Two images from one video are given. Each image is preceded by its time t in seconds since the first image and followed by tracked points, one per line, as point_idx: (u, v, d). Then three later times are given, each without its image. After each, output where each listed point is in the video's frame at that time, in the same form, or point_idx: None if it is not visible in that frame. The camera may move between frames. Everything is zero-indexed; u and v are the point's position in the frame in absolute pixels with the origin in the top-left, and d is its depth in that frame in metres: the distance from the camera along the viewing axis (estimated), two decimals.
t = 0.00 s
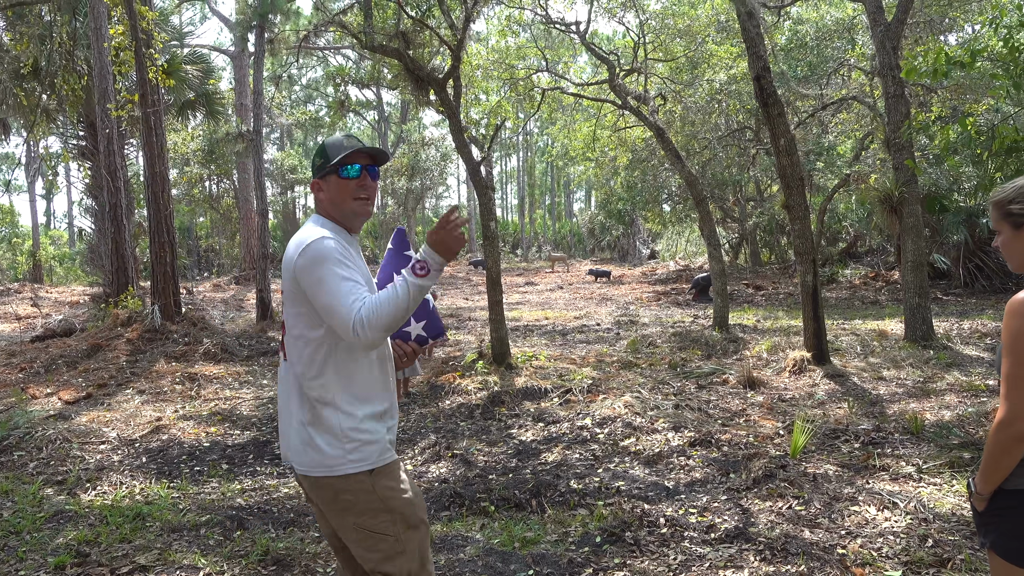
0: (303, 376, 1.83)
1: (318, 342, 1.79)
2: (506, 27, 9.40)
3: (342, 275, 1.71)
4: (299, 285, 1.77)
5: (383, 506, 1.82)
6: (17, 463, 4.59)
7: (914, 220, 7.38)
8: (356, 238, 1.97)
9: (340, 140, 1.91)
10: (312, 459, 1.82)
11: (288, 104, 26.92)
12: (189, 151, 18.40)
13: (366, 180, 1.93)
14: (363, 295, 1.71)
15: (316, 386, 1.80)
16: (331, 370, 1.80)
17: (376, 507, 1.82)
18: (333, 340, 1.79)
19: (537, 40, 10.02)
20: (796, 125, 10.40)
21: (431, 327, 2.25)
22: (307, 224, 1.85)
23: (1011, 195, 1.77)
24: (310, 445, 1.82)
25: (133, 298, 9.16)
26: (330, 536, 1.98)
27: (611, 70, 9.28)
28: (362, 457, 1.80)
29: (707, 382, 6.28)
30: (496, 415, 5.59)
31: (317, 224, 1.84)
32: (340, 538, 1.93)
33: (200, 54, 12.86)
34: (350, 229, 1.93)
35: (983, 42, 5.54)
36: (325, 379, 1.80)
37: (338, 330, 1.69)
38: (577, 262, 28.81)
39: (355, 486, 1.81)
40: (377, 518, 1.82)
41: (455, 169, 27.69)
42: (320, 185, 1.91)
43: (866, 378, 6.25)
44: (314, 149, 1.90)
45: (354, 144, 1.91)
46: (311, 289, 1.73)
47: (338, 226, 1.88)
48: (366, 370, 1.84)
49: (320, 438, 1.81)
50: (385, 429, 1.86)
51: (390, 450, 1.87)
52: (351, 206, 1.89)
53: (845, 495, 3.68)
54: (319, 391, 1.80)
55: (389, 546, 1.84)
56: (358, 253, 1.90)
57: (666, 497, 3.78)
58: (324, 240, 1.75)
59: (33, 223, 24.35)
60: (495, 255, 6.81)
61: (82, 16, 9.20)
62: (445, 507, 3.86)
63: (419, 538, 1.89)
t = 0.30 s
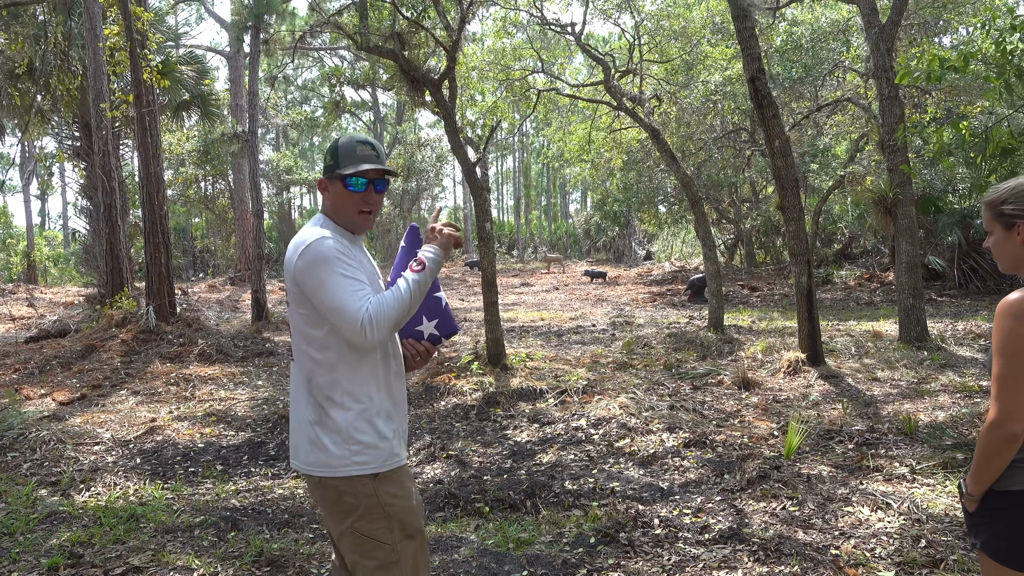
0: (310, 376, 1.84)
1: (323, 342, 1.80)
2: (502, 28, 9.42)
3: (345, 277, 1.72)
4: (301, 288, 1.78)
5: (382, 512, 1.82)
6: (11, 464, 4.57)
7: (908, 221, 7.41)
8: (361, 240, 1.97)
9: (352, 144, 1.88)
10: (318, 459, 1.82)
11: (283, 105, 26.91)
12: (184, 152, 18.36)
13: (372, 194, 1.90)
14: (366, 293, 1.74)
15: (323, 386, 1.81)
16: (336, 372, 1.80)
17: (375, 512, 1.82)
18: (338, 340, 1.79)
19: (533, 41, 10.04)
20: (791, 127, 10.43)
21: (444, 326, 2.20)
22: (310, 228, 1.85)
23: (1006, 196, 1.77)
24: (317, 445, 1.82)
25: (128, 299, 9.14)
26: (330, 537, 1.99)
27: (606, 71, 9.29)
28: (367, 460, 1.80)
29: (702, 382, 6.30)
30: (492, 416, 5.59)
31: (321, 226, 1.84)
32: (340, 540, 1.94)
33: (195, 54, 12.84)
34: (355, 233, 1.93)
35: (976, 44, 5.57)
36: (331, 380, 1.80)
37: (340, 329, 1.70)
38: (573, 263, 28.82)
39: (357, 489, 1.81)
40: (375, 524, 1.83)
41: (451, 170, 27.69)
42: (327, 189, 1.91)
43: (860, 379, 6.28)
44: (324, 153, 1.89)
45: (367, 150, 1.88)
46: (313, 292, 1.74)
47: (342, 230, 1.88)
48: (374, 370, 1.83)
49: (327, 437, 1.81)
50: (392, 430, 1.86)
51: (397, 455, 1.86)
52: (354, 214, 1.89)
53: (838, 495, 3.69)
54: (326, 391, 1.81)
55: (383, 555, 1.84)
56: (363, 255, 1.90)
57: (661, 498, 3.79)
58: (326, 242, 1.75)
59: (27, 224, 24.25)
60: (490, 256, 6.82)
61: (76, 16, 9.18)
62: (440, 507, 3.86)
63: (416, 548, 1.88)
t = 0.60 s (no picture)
0: (323, 380, 1.83)
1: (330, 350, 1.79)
2: (502, 28, 9.41)
3: (345, 290, 1.71)
4: (305, 298, 1.78)
5: (396, 519, 1.80)
6: (13, 465, 4.58)
7: (909, 221, 7.40)
8: (373, 241, 1.95)
9: (354, 146, 1.87)
10: (332, 463, 1.80)
11: (284, 106, 26.93)
12: (185, 153, 18.38)
13: (376, 196, 1.88)
14: (366, 309, 1.72)
15: (335, 392, 1.80)
16: (347, 377, 1.78)
17: (389, 519, 1.80)
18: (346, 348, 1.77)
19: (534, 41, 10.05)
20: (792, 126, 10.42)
21: (463, 323, 2.16)
22: (317, 232, 1.84)
23: (1006, 196, 1.77)
24: (331, 449, 1.80)
25: (129, 299, 9.16)
26: (345, 541, 1.97)
27: (607, 71, 9.29)
28: (382, 466, 1.77)
29: (703, 382, 6.30)
30: (493, 416, 5.59)
31: (327, 231, 1.83)
32: (355, 546, 1.93)
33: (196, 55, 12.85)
34: (365, 235, 1.92)
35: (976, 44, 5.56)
36: (343, 386, 1.79)
37: (341, 343, 1.69)
38: (575, 263, 28.82)
39: (371, 495, 1.79)
40: (389, 531, 1.80)
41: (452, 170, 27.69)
42: (332, 191, 1.90)
43: (862, 379, 6.27)
44: (329, 155, 1.90)
45: (369, 152, 1.88)
46: (314, 304, 1.74)
47: (351, 234, 1.87)
48: (385, 376, 1.80)
49: (340, 441, 1.79)
50: (408, 435, 1.83)
51: (412, 461, 1.83)
52: (359, 218, 1.87)
53: (839, 496, 3.69)
54: (338, 397, 1.80)
55: (397, 562, 1.81)
56: (373, 260, 1.88)
57: (662, 498, 3.79)
58: (328, 252, 1.73)
59: (29, 225, 24.28)
60: (491, 256, 6.82)
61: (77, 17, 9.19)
62: (440, 507, 3.86)
63: (430, 555, 1.86)
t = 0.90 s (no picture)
0: (327, 384, 1.82)
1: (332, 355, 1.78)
2: (502, 28, 9.41)
3: (344, 295, 1.69)
4: (307, 303, 1.78)
5: (398, 526, 1.78)
6: (13, 466, 4.58)
7: (909, 220, 7.40)
8: (376, 242, 1.94)
9: (356, 144, 1.86)
10: (334, 467, 1.79)
11: (284, 106, 26.94)
12: (185, 154, 18.37)
13: (380, 193, 1.88)
14: (366, 315, 1.69)
15: (337, 396, 1.79)
16: (349, 382, 1.76)
17: (390, 526, 1.78)
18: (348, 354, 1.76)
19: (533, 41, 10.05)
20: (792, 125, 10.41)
21: (471, 329, 2.09)
22: (321, 234, 1.85)
23: (1004, 195, 1.77)
24: (334, 453, 1.79)
25: (130, 301, 9.16)
26: (346, 545, 1.96)
27: (606, 71, 9.28)
28: (384, 472, 1.75)
29: (703, 381, 6.30)
30: (493, 416, 5.59)
31: (330, 233, 1.83)
32: (357, 551, 1.91)
33: (196, 55, 12.86)
34: (368, 235, 1.91)
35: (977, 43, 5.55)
36: (344, 391, 1.78)
37: (341, 350, 1.68)
38: (575, 263, 28.83)
39: (373, 501, 1.77)
40: (391, 538, 1.78)
41: (452, 170, 27.68)
42: (336, 191, 1.90)
43: (862, 378, 6.26)
44: (333, 153, 1.90)
45: (371, 149, 1.87)
46: (316, 308, 1.73)
47: (354, 234, 1.87)
48: (388, 382, 1.78)
49: (342, 446, 1.78)
50: (411, 442, 1.80)
51: (416, 468, 1.80)
52: (363, 216, 1.87)
53: (839, 495, 3.69)
54: (340, 402, 1.78)
55: (398, 569, 1.79)
56: (375, 264, 1.86)
57: (662, 498, 3.79)
58: (328, 256, 1.72)
59: (29, 226, 24.28)
60: (491, 256, 6.82)
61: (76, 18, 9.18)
62: (440, 507, 3.86)
63: (432, 562, 1.84)
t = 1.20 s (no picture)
0: (324, 388, 1.81)
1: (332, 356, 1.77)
2: (499, 28, 9.41)
3: (348, 288, 1.67)
4: (309, 301, 1.76)
5: (395, 533, 1.77)
6: (9, 468, 4.57)
7: (905, 219, 7.42)
8: (375, 241, 1.93)
9: (359, 137, 1.85)
10: (330, 474, 1.78)
11: (282, 107, 26.91)
12: (182, 154, 18.34)
13: (383, 187, 1.86)
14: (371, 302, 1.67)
15: (335, 400, 1.78)
16: (350, 384, 1.76)
17: (387, 532, 1.77)
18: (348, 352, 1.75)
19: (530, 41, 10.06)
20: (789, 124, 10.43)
21: (470, 330, 2.07)
22: (324, 231, 1.83)
23: (996, 194, 1.77)
24: (330, 459, 1.78)
25: (127, 301, 9.15)
26: (339, 551, 1.94)
27: (604, 71, 9.29)
28: (382, 478, 1.75)
29: (701, 381, 6.31)
30: (490, 416, 5.59)
31: (330, 231, 1.82)
32: (350, 557, 1.90)
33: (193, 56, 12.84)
34: (367, 234, 1.90)
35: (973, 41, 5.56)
36: (342, 394, 1.77)
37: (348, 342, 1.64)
38: (573, 262, 28.85)
39: (370, 508, 1.76)
40: (388, 544, 1.78)
41: (449, 170, 27.68)
42: (337, 188, 1.89)
43: (859, 377, 6.27)
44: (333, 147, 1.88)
45: (374, 142, 1.85)
46: (320, 304, 1.71)
47: (354, 232, 1.86)
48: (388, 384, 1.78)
49: (339, 451, 1.77)
50: (409, 448, 1.80)
51: (413, 475, 1.80)
52: (365, 212, 1.86)
53: (836, 494, 3.69)
54: (339, 405, 1.77)
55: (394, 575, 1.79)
56: (373, 262, 1.85)
57: (659, 497, 3.79)
58: (330, 252, 1.72)
59: (27, 227, 24.24)
60: (488, 256, 6.82)
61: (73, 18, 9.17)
62: (437, 508, 3.86)
63: (428, 567, 1.84)
